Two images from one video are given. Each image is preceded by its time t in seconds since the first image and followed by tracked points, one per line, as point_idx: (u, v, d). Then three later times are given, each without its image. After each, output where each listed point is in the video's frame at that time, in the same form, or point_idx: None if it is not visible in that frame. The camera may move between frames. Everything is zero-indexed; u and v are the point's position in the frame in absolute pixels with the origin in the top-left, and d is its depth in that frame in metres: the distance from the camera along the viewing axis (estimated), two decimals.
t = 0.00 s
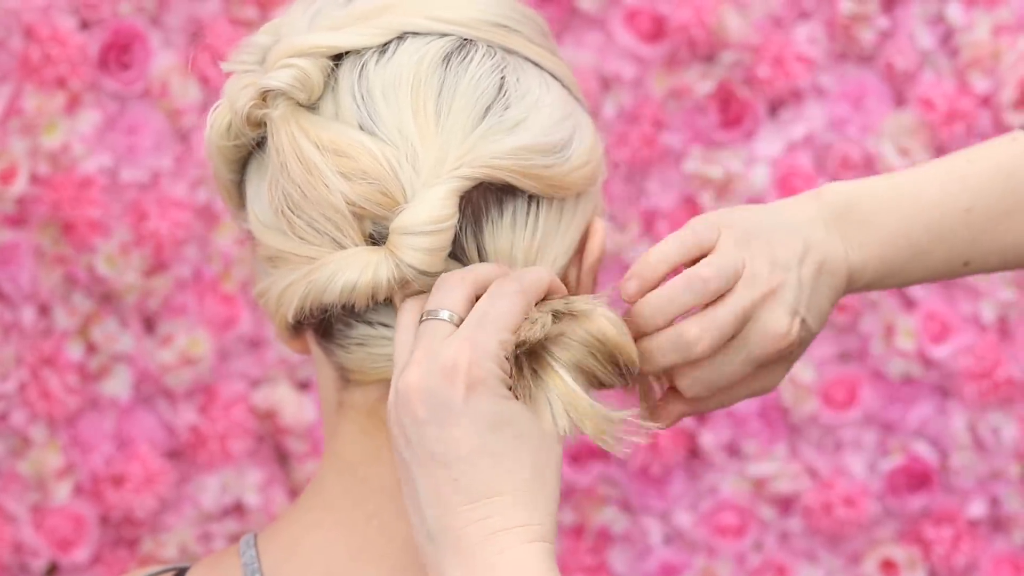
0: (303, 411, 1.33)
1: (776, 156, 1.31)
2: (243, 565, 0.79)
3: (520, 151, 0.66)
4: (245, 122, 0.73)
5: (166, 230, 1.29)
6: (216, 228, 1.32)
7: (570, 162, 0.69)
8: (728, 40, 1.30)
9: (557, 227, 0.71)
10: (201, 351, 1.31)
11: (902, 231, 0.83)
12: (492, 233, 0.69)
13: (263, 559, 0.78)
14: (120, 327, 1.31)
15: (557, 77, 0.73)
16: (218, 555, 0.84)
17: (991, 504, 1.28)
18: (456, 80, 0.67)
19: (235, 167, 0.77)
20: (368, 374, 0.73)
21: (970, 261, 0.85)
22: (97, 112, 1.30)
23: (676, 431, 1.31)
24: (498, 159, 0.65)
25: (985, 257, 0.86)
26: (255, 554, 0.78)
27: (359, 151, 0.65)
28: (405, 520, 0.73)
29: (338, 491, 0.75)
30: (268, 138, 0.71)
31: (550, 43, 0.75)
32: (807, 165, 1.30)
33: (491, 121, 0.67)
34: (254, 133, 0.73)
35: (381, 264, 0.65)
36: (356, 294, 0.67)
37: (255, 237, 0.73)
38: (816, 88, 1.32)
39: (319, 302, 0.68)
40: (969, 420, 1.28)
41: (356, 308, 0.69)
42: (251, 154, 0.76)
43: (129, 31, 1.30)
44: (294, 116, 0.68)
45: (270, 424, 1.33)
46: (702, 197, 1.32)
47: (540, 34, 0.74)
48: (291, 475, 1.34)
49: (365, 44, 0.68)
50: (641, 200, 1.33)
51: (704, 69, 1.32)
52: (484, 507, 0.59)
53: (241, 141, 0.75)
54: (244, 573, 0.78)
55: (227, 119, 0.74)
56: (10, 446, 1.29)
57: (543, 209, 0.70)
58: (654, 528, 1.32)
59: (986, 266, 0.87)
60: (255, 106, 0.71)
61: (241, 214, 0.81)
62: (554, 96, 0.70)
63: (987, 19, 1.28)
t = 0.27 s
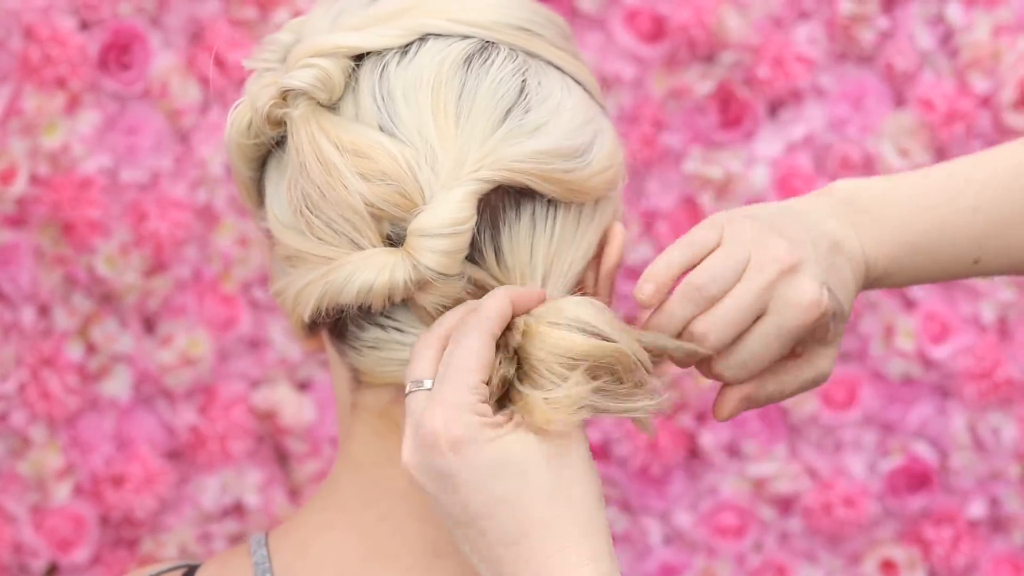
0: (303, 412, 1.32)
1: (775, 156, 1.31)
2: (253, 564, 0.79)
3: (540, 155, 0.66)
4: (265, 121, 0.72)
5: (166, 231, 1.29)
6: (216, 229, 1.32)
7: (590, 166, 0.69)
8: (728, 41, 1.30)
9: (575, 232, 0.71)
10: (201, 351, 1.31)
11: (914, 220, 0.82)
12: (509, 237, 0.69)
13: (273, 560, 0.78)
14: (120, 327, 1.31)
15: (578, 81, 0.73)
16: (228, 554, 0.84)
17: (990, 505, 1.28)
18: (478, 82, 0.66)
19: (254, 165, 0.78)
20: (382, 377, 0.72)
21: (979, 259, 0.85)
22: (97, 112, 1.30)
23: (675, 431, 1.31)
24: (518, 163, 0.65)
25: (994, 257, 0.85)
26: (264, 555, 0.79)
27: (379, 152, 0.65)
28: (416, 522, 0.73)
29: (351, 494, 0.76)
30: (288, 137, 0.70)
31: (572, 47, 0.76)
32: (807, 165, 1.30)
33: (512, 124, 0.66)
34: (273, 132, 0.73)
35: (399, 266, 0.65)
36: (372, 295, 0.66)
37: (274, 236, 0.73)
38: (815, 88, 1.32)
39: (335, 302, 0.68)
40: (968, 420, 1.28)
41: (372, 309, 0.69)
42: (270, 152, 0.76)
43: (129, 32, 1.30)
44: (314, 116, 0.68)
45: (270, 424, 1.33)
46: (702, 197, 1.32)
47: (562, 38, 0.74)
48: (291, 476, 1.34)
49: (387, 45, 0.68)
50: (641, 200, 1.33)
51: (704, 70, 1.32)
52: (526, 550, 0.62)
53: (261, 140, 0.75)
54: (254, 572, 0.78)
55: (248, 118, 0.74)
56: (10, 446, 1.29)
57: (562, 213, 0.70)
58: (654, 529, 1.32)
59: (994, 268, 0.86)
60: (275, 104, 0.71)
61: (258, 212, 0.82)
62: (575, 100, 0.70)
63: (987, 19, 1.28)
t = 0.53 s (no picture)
0: (303, 412, 1.33)
1: (776, 157, 1.31)
2: (257, 563, 0.79)
3: (546, 151, 0.66)
4: (270, 121, 0.72)
5: (166, 231, 1.29)
6: (217, 229, 1.32)
7: (595, 162, 0.69)
8: (729, 41, 1.30)
9: (582, 225, 0.70)
10: (202, 351, 1.31)
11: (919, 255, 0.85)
12: (514, 230, 0.67)
13: (278, 559, 0.78)
14: (120, 327, 1.31)
15: (581, 79, 0.73)
16: (231, 553, 0.84)
17: (991, 505, 1.28)
18: (483, 79, 0.67)
19: (259, 165, 0.78)
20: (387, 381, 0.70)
21: (1001, 298, 0.83)
22: (98, 112, 1.30)
23: (675, 431, 1.31)
24: (525, 158, 0.65)
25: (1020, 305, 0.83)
26: (268, 554, 0.79)
27: (386, 149, 0.65)
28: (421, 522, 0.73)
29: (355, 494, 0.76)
30: (294, 137, 0.70)
31: (575, 46, 0.76)
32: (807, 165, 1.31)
33: (517, 121, 0.66)
34: (279, 132, 0.73)
35: (407, 262, 0.63)
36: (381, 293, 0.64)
37: (280, 237, 0.72)
38: (816, 88, 1.32)
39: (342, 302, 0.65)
40: (968, 420, 1.28)
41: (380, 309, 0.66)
42: (275, 153, 0.76)
43: (130, 32, 1.30)
44: (320, 115, 0.68)
45: (270, 424, 1.33)
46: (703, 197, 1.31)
47: (565, 37, 0.75)
48: (291, 476, 1.34)
49: (392, 43, 0.68)
50: (642, 199, 1.31)
51: (705, 70, 1.32)
52: (534, 561, 0.60)
53: (266, 140, 0.75)
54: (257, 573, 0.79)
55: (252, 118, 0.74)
56: (10, 447, 1.29)
57: (568, 206, 0.69)
58: (654, 529, 1.32)
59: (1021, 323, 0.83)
60: (280, 104, 0.71)
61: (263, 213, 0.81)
62: (578, 97, 0.70)
63: (988, 19, 1.28)
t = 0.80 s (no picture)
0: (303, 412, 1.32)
1: (776, 157, 1.31)
2: (254, 564, 0.79)
3: (531, 144, 0.65)
4: (259, 121, 0.72)
5: (167, 231, 1.29)
6: (217, 229, 1.32)
7: (583, 156, 0.69)
8: (729, 41, 1.30)
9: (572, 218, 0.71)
10: (202, 351, 1.31)
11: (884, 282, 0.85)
12: (501, 222, 0.68)
13: (275, 560, 0.78)
14: (121, 327, 1.31)
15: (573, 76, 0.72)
16: (230, 554, 0.84)
17: (992, 505, 1.28)
18: (468, 74, 0.66)
19: (251, 166, 0.78)
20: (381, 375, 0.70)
21: (955, 334, 0.82)
22: (98, 112, 1.30)
23: (676, 431, 1.31)
24: (509, 152, 0.64)
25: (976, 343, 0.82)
26: (266, 555, 0.79)
27: (370, 145, 0.65)
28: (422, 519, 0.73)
29: (355, 491, 0.76)
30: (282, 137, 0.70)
31: (566, 44, 0.75)
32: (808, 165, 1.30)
33: (502, 115, 0.66)
34: (268, 132, 0.73)
35: (391, 258, 0.64)
36: (367, 289, 0.65)
37: (271, 236, 0.73)
38: (817, 88, 1.32)
39: (331, 298, 0.67)
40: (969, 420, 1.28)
41: (368, 305, 0.68)
42: (265, 153, 0.76)
43: (130, 32, 1.30)
44: (307, 113, 0.68)
45: (270, 424, 1.33)
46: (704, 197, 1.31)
47: (555, 33, 0.74)
48: (292, 475, 1.34)
49: (379, 41, 0.68)
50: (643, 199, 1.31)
51: (705, 70, 1.32)
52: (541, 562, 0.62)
53: (255, 141, 0.75)
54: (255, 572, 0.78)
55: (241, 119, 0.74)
56: (11, 446, 1.29)
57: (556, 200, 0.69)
58: (655, 529, 1.32)
59: (968, 368, 0.82)
60: (268, 104, 0.71)
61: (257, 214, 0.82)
62: (567, 93, 0.70)
63: (989, 19, 1.28)
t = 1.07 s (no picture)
0: (304, 412, 1.32)
1: (777, 156, 1.31)
2: (248, 565, 0.79)
3: (512, 141, 0.65)
4: (243, 120, 0.73)
5: (168, 231, 1.29)
6: (218, 228, 1.32)
7: (567, 153, 0.68)
8: (730, 41, 1.30)
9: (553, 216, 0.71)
10: (204, 351, 1.31)
11: (863, 238, 0.81)
12: (481, 221, 0.68)
13: (269, 560, 0.78)
14: (122, 327, 1.31)
15: (560, 75, 0.72)
16: (225, 555, 0.84)
17: (993, 504, 1.28)
18: (450, 71, 0.65)
19: (237, 167, 0.78)
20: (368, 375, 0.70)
21: (940, 292, 0.80)
22: (99, 112, 1.30)
23: (677, 431, 1.31)
24: (489, 150, 0.64)
25: (957, 299, 0.80)
26: (260, 555, 0.79)
27: (351, 144, 0.65)
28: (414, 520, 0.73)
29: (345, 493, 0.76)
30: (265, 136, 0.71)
31: (554, 42, 0.74)
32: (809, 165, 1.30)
33: (484, 112, 0.65)
34: (252, 132, 0.74)
35: (370, 255, 0.64)
36: (346, 287, 0.66)
37: (256, 235, 0.73)
38: (817, 88, 1.32)
39: (312, 297, 0.68)
40: (970, 420, 1.28)
41: (350, 305, 0.68)
42: (250, 155, 0.76)
43: (131, 31, 1.30)
44: (288, 112, 0.68)
45: (272, 424, 1.33)
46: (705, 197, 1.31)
47: (540, 30, 0.73)
48: (293, 475, 1.34)
49: (362, 40, 0.67)
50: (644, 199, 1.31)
51: (706, 70, 1.32)
52: None
53: (240, 141, 0.75)
54: (249, 573, 0.78)
55: (226, 119, 0.74)
56: (12, 446, 1.29)
57: (538, 199, 0.69)
58: (656, 529, 1.32)
59: (953, 319, 0.81)
60: (250, 103, 0.71)
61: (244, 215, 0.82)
62: (551, 90, 0.69)
63: (990, 19, 1.28)
